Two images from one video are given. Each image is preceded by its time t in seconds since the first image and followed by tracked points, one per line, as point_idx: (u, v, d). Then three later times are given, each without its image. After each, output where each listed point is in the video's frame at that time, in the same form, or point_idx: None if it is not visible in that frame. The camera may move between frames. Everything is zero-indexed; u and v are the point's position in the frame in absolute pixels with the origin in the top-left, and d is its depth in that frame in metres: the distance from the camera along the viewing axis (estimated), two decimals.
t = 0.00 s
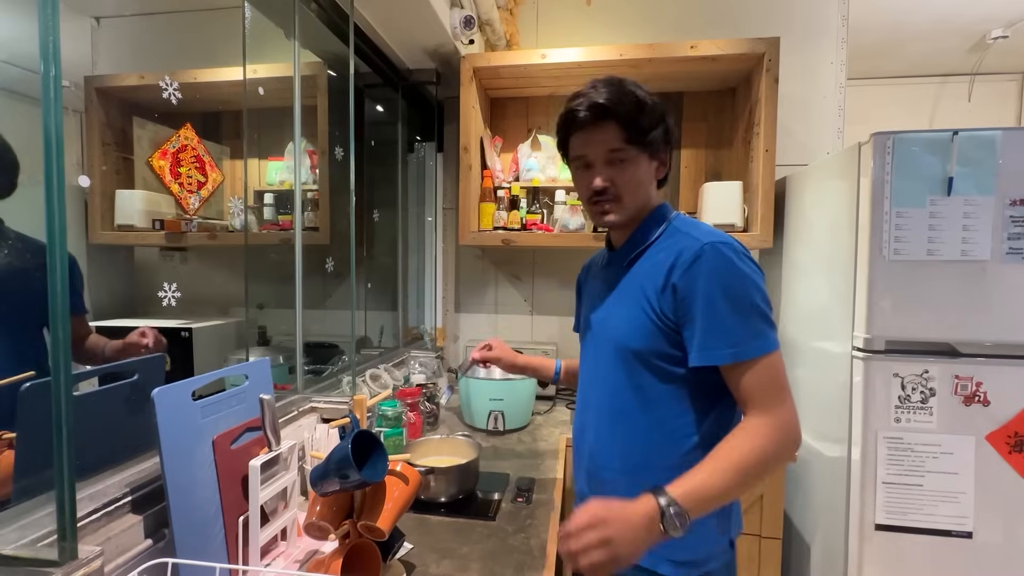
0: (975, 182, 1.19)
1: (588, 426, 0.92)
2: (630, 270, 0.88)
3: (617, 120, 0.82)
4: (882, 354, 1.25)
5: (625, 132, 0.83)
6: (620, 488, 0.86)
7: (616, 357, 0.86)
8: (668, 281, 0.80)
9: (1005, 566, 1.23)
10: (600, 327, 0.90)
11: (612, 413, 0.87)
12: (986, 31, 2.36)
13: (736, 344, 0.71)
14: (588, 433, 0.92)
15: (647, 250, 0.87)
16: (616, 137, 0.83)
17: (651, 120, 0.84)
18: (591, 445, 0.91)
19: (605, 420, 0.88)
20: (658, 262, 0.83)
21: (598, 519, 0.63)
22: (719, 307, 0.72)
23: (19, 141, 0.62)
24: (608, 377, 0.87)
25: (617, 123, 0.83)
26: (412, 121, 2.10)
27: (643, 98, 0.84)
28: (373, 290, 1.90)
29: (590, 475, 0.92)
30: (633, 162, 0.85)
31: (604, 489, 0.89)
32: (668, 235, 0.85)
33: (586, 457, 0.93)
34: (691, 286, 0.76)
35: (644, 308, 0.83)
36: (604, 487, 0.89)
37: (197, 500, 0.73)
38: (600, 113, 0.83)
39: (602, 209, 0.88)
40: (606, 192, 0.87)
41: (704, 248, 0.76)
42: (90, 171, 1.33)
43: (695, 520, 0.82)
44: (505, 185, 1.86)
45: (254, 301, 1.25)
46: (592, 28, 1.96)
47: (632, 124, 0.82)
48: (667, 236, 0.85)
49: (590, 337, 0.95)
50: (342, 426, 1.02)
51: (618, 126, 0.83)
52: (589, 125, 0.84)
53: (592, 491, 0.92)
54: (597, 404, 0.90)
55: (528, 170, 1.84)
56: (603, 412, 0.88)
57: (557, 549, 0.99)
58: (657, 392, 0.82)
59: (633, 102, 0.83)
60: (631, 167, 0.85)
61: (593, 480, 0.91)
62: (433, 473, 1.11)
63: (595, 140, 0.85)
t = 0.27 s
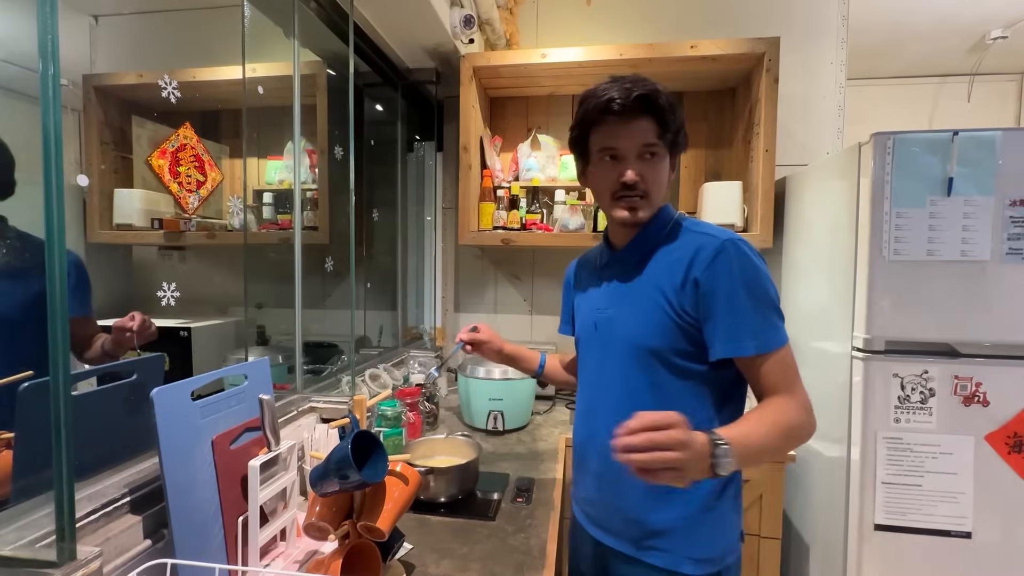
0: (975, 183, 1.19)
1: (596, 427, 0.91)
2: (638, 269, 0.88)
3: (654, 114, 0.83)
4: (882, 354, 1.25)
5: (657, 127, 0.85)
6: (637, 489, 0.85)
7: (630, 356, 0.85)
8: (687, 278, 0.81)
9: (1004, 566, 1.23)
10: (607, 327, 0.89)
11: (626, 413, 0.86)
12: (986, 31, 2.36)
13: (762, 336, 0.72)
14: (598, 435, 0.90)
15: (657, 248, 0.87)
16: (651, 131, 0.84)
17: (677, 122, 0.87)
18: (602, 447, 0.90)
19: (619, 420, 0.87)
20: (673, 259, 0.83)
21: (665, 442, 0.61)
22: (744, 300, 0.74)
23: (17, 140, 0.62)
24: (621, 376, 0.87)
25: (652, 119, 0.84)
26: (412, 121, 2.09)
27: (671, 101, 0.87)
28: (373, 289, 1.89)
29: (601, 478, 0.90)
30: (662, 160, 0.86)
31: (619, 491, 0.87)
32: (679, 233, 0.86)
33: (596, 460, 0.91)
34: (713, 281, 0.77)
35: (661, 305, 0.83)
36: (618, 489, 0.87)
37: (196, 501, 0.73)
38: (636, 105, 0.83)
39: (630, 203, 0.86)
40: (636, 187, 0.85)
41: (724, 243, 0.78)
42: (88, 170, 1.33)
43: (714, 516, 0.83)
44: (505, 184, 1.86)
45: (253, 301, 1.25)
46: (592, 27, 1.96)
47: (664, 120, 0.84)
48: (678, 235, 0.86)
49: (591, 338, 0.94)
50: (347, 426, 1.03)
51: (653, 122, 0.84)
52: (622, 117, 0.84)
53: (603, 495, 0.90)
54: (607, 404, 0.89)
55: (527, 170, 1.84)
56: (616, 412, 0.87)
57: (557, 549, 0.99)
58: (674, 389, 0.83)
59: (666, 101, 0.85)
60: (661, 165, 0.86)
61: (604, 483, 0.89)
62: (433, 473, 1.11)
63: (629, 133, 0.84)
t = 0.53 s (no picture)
0: (974, 182, 1.19)
1: (600, 427, 0.89)
2: (643, 267, 0.87)
3: (634, 118, 0.81)
4: (881, 354, 1.24)
5: (639, 130, 0.82)
6: (647, 487, 0.84)
7: (637, 354, 0.84)
8: (698, 277, 0.81)
9: (1003, 566, 1.23)
10: (612, 325, 0.88)
11: (633, 412, 0.85)
12: (985, 31, 2.36)
13: (772, 333, 0.77)
14: (603, 435, 0.89)
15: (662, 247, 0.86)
16: (632, 135, 0.81)
17: (662, 120, 0.84)
18: (606, 447, 0.88)
19: (625, 419, 0.86)
20: (682, 258, 0.83)
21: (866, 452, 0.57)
22: (756, 300, 0.77)
23: (10, 136, 0.61)
24: (627, 376, 0.85)
25: (632, 122, 0.81)
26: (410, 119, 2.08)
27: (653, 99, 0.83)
28: (371, 288, 1.89)
29: (606, 478, 0.88)
30: (646, 162, 0.83)
31: (628, 490, 0.86)
32: (683, 233, 0.86)
33: (600, 460, 0.89)
34: (727, 280, 0.78)
35: (670, 304, 0.83)
36: (626, 488, 0.86)
37: (192, 501, 0.72)
38: (615, 110, 0.81)
39: (614, 209, 0.84)
40: (620, 192, 0.84)
41: (737, 245, 0.80)
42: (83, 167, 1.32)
43: (721, 511, 0.84)
44: (504, 183, 1.86)
45: (249, 300, 1.25)
46: (591, 25, 1.96)
47: (641, 122, 0.81)
48: (682, 235, 0.86)
49: (591, 337, 0.92)
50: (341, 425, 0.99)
51: (634, 125, 0.81)
52: (603, 123, 0.82)
53: (608, 496, 0.88)
54: (611, 404, 0.88)
55: (526, 169, 1.84)
56: (622, 411, 0.86)
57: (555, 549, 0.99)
58: (681, 387, 0.83)
59: (646, 101, 0.82)
60: (644, 167, 0.83)
61: (610, 483, 0.88)
62: (431, 471, 1.11)
63: (609, 139, 0.82)
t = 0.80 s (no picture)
0: (974, 182, 1.19)
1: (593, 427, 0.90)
2: (639, 269, 0.87)
3: (557, 156, 0.82)
4: (881, 354, 1.24)
5: (567, 164, 0.82)
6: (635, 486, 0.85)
7: (629, 356, 0.85)
8: (689, 282, 0.80)
9: (1001, 565, 1.23)
10: (608, 327, 0.89)
11: (624, 413, 0.85)
12: (985, 31, 2.37)
13: (760, 343, 0.74)
14: (595, 434, 0.90)
15: (658, 250, 0.86)
16: (561, 171, 0.83)
17: (596, 143, 0.79)
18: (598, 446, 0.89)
19: (616, 421, 0.86)
20: (675, 262, 0.82)
21: (654, 466, 0.64)
22: (746, 308, 0.75)
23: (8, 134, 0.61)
24: (619, 377, 0.86)
25: (560, 158, 0.82)
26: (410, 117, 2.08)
27: (582, 123, 0.80)
28: (370, 287, 1.88)
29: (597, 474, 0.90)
30: (585, 186, 0.83)
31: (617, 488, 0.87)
32: (681, 236, 0.85)
33: (591, 458, 0.90)
34: (715, 286, 0.77)
35: (661, 308, 0.82)
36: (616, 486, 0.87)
37: (191, 499, 0.72)
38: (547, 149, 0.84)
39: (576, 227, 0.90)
40: (574, 213, 0.88)
41: (728, 250, 0.77)
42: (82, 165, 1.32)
43: (710, 510, 0.84)
44: (503, 182, 1.86)
45: (249, 298, 1.25)
46: (591, 25, 1.95)
47: (580, 148, 0.80)
48: (679, 237, 0.85)
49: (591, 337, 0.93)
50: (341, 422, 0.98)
51: (561, 160, 0.82)
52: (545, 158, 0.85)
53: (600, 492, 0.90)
54: (605, 404, 0.88)
55: (526, 168, 1.84)
56: (614, 412, 0.87)
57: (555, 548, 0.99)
58: (672, 391, 0.82)
59: (570, 134, 0.80)
60: (586, 192, 0.84)
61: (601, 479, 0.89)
62: (430, 470, 1.12)
63: (550, 172, 0.86)
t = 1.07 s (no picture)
0: (977, 181, 1.20)
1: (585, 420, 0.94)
2: (627, 268, 0.89)
3: (555, 158, 0.84)
4: (882, 352, 1.25)
5: (565, 166, 0.84)
6: (621, 479, 0.91)
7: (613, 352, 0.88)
8: (661, 279, 0.82)
9: (1001, 563, 1.24)
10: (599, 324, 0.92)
11: (609, 406, 0.89)
12: (987, 31, 2.37)
13: (721, 341, 0.74)
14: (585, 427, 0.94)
15: (645, 248, 0.87)
16: (559, 173, 0.85)
17: (591, 146, 0.80)
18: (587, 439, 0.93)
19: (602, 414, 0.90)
20: (653, 260, 0.84)
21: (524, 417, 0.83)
22: (708, 306, 0.75)
23: (21, 132, 0.61)
24: (606, 372, 0.89)
25: (558, 160, 0.84)
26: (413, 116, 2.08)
27: (577, 127, 0.81)
28: (373, 285, 1.89)
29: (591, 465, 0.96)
30: (582, 187, 0.84)
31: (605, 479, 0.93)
32: (667, 233, 0.85)
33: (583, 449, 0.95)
34: (681, 284, 0.78)
35: (638, 305, 0.84)
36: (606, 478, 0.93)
37: (199, 493, 0.73)
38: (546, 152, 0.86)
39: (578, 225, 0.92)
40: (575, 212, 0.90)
41: (696, 247, 0.78)
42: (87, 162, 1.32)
43: (694, 507, 0.88)
44: (506, 181, 1.86)
45: (252, 296, 1.22)
46: (593, 24, 1.96)
47: (576, 149, 0.81)
48: (665, 234, 0.86)
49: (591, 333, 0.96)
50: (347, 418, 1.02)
51: (559, 162, 0.84)
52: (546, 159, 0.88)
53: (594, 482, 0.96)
54: (595, 398, 0.91)
55: (528, 167, 1.85)
56: (602, 405, 0.90)
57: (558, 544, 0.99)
58: (651, 387, 0.85)
59: (565, 137, 0.82)
60: (583, 193, 0.85)
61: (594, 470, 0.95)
62: (435, 466, 1.12)
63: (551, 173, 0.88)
